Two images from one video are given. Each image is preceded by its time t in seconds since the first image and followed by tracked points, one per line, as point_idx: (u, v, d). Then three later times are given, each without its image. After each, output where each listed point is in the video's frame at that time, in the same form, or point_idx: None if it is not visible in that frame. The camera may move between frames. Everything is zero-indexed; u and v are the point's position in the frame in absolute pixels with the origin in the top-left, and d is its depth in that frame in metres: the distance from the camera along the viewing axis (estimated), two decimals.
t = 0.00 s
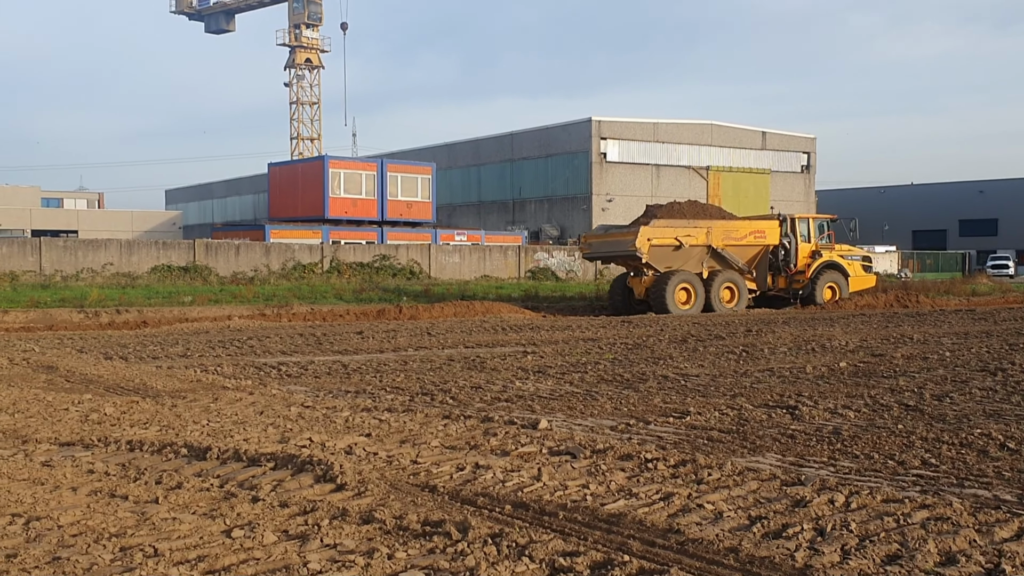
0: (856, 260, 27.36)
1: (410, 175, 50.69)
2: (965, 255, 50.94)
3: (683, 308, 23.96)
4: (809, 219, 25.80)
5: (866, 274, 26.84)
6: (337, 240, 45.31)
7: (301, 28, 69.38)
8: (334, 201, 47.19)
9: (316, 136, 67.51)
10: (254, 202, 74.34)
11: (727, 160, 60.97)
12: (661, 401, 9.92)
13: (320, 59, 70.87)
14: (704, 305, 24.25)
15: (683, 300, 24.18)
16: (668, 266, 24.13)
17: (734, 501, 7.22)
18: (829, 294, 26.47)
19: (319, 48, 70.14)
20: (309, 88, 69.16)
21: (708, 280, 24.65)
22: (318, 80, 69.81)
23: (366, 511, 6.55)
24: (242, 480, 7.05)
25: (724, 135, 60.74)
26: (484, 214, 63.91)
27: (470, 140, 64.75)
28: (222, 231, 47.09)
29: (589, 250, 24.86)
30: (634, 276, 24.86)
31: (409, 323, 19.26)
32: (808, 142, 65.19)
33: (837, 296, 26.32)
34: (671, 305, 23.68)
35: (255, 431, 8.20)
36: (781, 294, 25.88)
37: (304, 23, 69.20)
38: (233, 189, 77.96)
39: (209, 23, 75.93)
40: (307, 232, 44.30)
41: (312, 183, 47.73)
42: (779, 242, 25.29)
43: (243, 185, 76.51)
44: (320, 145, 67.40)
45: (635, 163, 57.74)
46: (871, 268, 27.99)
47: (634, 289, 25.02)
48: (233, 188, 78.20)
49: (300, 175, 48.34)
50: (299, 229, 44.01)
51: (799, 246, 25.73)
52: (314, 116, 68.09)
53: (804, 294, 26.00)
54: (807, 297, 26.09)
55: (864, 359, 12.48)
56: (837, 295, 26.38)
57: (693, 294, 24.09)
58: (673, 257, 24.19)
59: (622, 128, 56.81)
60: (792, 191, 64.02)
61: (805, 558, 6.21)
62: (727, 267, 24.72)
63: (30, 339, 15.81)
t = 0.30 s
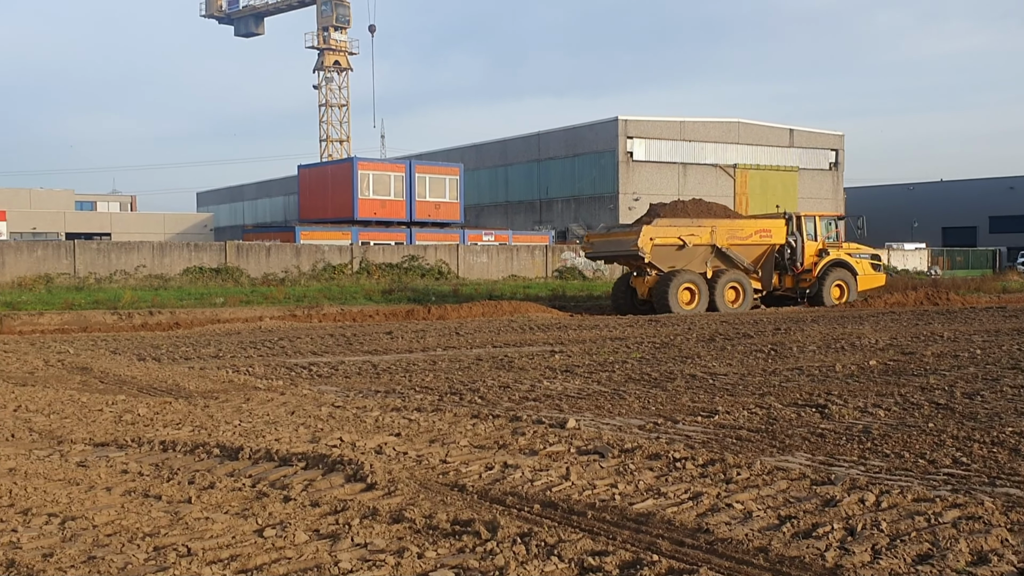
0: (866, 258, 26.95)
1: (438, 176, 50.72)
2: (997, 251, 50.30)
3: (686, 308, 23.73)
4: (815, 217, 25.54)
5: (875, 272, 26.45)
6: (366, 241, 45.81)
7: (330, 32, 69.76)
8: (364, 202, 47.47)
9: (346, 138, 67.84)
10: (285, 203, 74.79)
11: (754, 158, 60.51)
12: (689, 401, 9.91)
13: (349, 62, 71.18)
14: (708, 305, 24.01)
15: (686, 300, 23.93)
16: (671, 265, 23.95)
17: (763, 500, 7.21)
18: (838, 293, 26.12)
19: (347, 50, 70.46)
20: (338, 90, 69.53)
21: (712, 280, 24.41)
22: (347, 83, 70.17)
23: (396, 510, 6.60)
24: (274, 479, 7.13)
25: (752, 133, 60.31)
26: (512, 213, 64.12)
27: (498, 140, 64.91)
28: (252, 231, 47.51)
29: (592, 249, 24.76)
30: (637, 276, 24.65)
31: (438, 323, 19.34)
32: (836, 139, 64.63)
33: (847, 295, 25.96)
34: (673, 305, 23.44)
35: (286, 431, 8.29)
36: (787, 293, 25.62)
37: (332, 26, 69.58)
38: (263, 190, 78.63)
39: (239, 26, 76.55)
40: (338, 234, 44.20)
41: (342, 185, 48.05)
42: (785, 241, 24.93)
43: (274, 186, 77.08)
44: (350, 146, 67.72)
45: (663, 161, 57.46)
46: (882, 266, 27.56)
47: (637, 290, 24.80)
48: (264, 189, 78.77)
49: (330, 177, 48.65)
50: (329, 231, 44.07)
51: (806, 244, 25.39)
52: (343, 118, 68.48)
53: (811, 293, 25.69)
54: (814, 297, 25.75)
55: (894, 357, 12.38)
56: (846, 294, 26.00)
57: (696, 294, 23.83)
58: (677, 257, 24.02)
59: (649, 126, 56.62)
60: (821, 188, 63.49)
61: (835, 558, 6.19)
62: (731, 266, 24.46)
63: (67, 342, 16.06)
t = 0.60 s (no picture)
0: (856, 256, 26.90)
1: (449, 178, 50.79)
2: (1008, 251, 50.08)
3: (674, 310, 23.57)
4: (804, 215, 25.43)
5: (866, 270, 26.43)
6: (377, 242, 46.46)
7: (341, 34, 69.95)
8: (376, 204, 47.52)
9: (357, 141, 67.97)
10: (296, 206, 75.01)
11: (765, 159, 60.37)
12: (701, 401, 9.90)
13: (360, 65, 71.31)
14: (695, 307, 23.88)
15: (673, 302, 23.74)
16: (658, 266, 23.77)
17: (777, 501, 7.19)
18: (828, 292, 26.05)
19: (358, 53, 70.60)
20: (349, 93, 69.69)
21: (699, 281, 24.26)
22: (358, 85, 70.32)
23: (410, 512, 6.61)
24: (288, 482, 7.15)
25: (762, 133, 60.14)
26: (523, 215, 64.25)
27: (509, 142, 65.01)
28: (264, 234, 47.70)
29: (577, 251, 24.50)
30: (623, 278, 24.46)
31: (450, 325, 19.33)
32: (846, 139, 64.44)
33: (837, 294, 25.89)
34: (662, 307, 23.24)
35: (300, 433, 8.31)
36: (777, 293, 25.53)
37: (344, 29, 69.76)
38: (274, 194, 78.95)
39: (251, 30, 76.82)
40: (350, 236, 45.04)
41: (353, 188, 48.10)
42: (774, 240, 24.83)
43: (285, 189, 77.35)
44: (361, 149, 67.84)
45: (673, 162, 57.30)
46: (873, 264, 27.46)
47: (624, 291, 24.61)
48: (275, 193, 79.00)
49: (341, 180, 48.76)
50: (342, 232, 44.57)
51: (795, 243, 25.29)
52: (354, 121, 68.62)
53: (801, 292, 25.61)
54: (804, 296, 25.67)
55: (907, 358, 12.35)
56: (836, 292, 25.93)
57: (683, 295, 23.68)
58: (664, 258, 23.84)
59: (660, 127, 56.48)
60: (831, 188, 63.32)
61: (850, 559, 6.18)
62: (719, 266, 24.35)
63: (83, 344, 16.14)
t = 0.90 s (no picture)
0: (836, 257, 26.87)
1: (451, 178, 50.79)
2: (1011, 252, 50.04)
3: (650, 311, 23.53)
4: (785, 215, 25.11)
5: (846, 272, 26.40)
6: (379, 242, 46.64)
7: (343, 34, 69.99)
8: (377, 205, 47.54)
9: (359, 141, 68.00)
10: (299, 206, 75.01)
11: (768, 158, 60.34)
12: (703, 402, 9.90)
13: (362, 64, 71.33)
14: (672, 308, 23.84)
15: (650, 303, 23.72)
16: (635, 267, 23.71)
17: (780, 502, 7.18)
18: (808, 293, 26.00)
19: (360, 53, 70.61)
20: (351, 93, 69.71)
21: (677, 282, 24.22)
22: (360, 85, 70.35)
23: (413, 512, 6.60)
24: (291, 482, 7.14)
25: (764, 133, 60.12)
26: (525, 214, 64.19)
27: (511, 143, 65.06)
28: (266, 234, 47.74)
29: (553, 251, 24.43)
30: (600, 279, 24.44)
31: (452, 325, 19.26)
32: (849, 139, 64.40)
33: (818, 295, 25.83)
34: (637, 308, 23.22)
35: (302, 433, 8.30)
36: (756, 294, 25.49)
37: (346, 29, 69.76)
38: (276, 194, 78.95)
39: (254, 30, 76.80)
40: (352, 236, 45.20)
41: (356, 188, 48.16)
42: (754, 241, 24.78)
43: (287, 189, 77.37)
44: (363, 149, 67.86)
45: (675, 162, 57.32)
46: (854, 266, 27.42)
47: (600, 292, 24.60)
48: (277, 193, 79.04)
49: (344, 180, 48.80)
50: (343, 233, 44.72)
51: (775, 244, 25.22)
52: (356, 122, 68.64)
53: (781, 293, 25.53)
54: (784, 297, 25.59)
55: (909, 358, 12.36)
56: (817, 294, 25.89)
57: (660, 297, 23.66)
58: (640, 258, 23.78)
59: (662, 127, 56.49)
60: (833, 189, 63.28)
61: (853, 559, 6.17)
62: (698, 267, 24.31)
63: (85, 344, 16.13)
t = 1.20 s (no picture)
0: (819, 257, 26.66)
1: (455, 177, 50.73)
2: (1013, 253, 50.00)
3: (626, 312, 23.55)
4: (767, 214, 25.15)
5: (829, 271, 26.23)
6: (383, 242, 46.85)
7: (347, 33, 70.02)
8: (382, 204, 47.62)
9: (363, 140, 68.02)
10: (302, 206, 75.02)
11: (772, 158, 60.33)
12: (707, 401, 9.89)
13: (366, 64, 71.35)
14: (650, 309, 23.79)
15: (628, 303, 23.73)
16: (612, 266, 23.75)
17: (784, 501, 7.16)
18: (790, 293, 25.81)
19: (364, 53, 70.64)
20: (355, 92, 69.72)
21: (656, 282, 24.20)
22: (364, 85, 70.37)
23: (417, 511, 6.59)
24: (295, 480, 7.13)
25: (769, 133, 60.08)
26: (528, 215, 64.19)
27: (514, 143, 65.09)
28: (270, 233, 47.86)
29: (531, 250, 24.53)
30: (578, 279, 24.53)
31: (456, 324, 19.22)
32: (853, 139, 64.32)
33: (801, 296, 25.65)
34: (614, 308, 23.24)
35: (307, 432, 8.29)
36: (738, 294, 25.31)
37: (350, 29, 69.81)
38: (280, 194, 78.96)
39: (258, 29, 76.87)
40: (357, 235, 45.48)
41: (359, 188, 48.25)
42: (734, 240, 24.66)
43: (291, 189, 77.36)
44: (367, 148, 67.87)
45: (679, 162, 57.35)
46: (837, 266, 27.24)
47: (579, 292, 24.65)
48: (281, 193, 79.03)
49: (348, 179, 48.85)
50: (349, 232, 45.07)
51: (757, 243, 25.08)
52: (360, 121, 68.56)
53: (763, 294, 25.37)
54: (766, 298, 25.41)
55: (913, 358, 12.34)
56: (799, 294, 25.72)
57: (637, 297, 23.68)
58: (618, 257, 23.81)
59: (665, 127, 56.52)
60: (837, 189, 63.24)
61: (858, 559, 6.15)
62: (677, 268, 24.28)
63: (91, 343, 16.11)
